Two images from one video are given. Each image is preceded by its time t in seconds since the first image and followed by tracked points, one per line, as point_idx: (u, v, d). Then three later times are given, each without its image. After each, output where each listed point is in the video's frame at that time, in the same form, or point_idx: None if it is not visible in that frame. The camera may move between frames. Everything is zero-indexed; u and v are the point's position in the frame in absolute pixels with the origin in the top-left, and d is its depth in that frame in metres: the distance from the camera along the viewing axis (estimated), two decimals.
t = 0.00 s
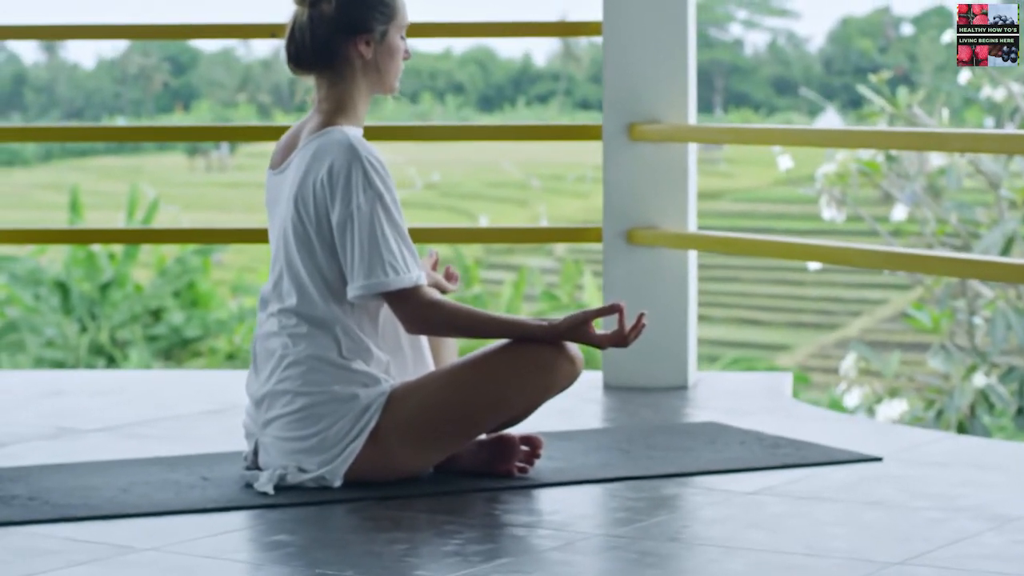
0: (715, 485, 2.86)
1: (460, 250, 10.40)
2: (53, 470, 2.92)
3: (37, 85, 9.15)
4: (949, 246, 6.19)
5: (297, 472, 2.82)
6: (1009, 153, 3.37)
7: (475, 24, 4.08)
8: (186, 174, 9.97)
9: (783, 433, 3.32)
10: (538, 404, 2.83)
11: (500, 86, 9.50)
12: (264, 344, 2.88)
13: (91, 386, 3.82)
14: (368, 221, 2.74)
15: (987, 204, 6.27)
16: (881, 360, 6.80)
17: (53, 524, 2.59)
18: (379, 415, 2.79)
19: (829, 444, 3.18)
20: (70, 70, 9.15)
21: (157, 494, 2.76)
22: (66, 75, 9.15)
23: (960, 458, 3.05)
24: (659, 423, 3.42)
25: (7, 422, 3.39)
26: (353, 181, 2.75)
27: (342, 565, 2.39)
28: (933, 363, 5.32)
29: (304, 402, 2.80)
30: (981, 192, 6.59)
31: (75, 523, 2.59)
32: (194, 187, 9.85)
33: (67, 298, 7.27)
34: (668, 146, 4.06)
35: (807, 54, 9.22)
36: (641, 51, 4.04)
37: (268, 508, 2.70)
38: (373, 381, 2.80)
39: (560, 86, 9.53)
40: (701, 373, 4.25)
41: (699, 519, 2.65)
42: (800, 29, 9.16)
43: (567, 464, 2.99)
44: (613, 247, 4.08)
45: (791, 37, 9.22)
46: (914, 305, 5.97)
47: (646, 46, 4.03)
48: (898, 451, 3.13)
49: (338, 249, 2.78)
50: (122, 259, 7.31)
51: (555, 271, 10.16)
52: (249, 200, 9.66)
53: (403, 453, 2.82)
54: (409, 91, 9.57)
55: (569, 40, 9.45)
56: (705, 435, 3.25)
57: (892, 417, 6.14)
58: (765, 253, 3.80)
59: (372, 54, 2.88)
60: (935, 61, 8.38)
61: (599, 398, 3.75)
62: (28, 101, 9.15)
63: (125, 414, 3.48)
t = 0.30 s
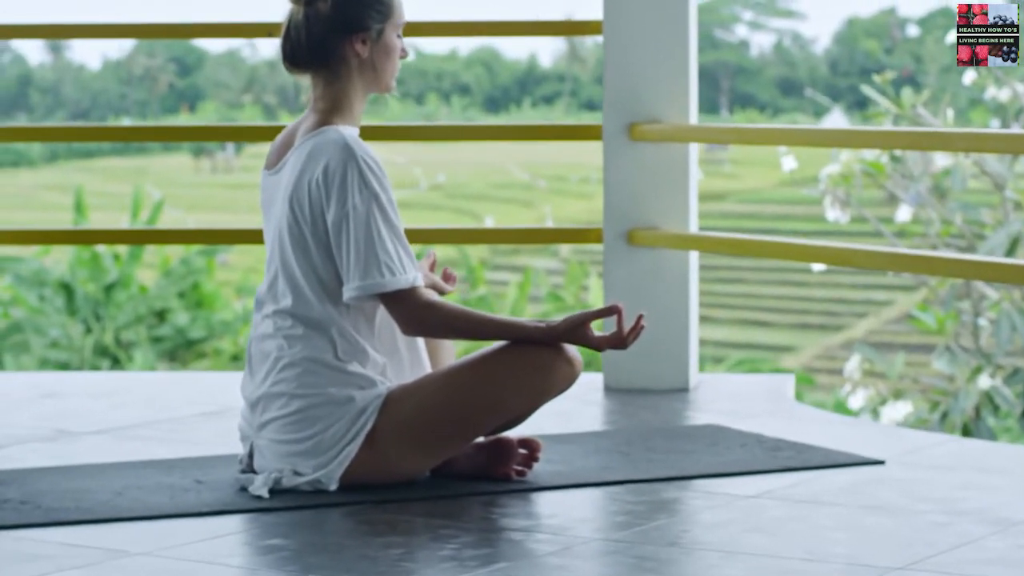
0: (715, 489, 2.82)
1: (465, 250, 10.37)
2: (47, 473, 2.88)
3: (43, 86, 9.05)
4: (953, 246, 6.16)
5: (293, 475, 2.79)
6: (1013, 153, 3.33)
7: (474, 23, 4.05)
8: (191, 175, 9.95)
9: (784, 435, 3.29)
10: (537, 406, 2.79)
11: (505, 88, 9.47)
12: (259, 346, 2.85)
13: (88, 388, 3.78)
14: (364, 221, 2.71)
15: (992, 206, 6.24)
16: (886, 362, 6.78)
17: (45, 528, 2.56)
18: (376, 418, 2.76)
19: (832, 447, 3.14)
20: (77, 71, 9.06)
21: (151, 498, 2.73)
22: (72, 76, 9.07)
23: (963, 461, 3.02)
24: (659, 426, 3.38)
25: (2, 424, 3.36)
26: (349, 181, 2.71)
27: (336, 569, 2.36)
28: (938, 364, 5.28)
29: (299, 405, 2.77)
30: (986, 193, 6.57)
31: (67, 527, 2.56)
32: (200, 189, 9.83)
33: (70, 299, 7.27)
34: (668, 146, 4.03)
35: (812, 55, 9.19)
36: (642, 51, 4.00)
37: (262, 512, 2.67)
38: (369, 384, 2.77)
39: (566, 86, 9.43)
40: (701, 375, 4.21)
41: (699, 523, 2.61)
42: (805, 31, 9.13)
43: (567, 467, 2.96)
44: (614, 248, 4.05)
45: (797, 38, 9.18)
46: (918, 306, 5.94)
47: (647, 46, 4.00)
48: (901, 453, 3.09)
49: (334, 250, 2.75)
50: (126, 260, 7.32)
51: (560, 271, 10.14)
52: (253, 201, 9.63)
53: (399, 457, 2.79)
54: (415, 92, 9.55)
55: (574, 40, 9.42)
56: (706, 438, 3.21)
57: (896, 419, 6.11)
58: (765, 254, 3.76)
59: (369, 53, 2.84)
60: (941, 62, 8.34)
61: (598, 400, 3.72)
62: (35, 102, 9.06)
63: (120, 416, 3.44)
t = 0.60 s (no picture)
0: (722, 492, 2.79)
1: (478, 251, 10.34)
2: (46, 475, 2.85)
3: (58, 88, 9.20)
4: (964, 247, 6.14)
5: (295, 477, 2.76)
6: None
7: (479, 20, 4.02)
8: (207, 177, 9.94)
9: (792, 436, 3.25)
10: (542, 407, 2.76)
11: (519, 88, 9.47)
12: (262, 346, 2.82)
13: (91, 389, 3.75)
14: (366, 220, 2.67)
15: (1004, 207, 6.22)
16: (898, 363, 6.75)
17: (42, 530, 2.53)
18: (378, 419, 2.72)
19: (841, 448, 3.10)
20: (90, 72, 9.22)
21: (151, 499, 2.70)
22: (86, 79, 9.22)
23: (974, 463, 2.98)
24: (667, 428, 3.34)
25: (2, 425, 3.33)
26: (351, 179, 2.68)
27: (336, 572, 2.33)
28: (952, 367, 5.24)
29: (301, 406, 2.73)
30: (997, 193, 6.56)
31: (65, 530, 2.53)
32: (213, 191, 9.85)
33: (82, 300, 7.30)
34: (677, 144, 4.00)
35: (826, 56, 9.18)
36: (652, 48, 3.97)
37: (263, 514, 2.64)
38: (372, 385, 2.74)
39: (579, 88, 9.43)
40: (711, 376, 4.18)
41: (705, 525, 2.58)
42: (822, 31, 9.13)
43: (572, 469, 2.92)
44: (621, 248, 4.01)
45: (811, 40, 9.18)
46: (929, 306, 5.91)
47: (656, 43, 3.97)
48: (911, 454, 3.05)
49: (336, 250, 2.72)
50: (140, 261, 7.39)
51: (573, 273, 10.12)
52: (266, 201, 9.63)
53: (402, 458, 2.75)
54: (429, 93, 9.59)
55: (587, 41, 9.42)
56: (713, 439, 3.18)
57: (908, 420, 6.09)
58: (774, 253, 3.72)
59: (373, 49, 2.81)
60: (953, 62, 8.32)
61: (606, 401, 3.68)
62: (48, 102, 9.25)
63: (123, 417, 3.41)
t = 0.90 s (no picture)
0: (728, 492, 2.76)
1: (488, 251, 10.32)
2: (44, 475, 2.83)
3: (69, 89, 9.21)
4: (976, 247, 6.11)
5: (296, 478, 2.73)
6: None
7: (482, 18, 3.99)
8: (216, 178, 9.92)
9: (800, 437, 3.22)
10: (547, 407, 2.73)
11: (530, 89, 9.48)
12: (263, 346, 2.79)
13: (93, 389, 3.73)
14: (368, 218, 2.64)
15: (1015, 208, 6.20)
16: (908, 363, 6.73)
17: (41, 532, 2.50)
18: (380, 419, 2.69)
19: (848, 449, 3.07)
20: (100, 73, 9.19)
21: (150, 501, 2.67)
22: (96, 79, 9.19)
23: (983, 465, 2.95)
24: (673, 428, 3.31)
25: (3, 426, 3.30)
26: (353, 176, 2.65)
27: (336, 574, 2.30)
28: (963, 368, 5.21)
29: (302, 406, 2.70)
30: (1007, 193, 6.57)
31: (63, 531, 2.50)
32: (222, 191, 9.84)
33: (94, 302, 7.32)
34: (684, 143, 3.97)
35: (837, 57, 9.19)
36: (659, 45, 3.94)
37: (264, 516, 2.61)
38: (374, 385, 2.71)
39: (590, 90, 9.42)
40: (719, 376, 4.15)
41: (711, 527, 2.55)
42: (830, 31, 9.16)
43: (577, 470, 2.89)
44: (628, 247, 3.98)
45: (822, 40, 9.19)
46: (940, 307, 5.88)
47: (664, 40, 3.94)
48: (919, 455, 3.02)
49: (338, 248, 2.69)
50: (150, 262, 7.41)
51: (583, 274, 10.10)
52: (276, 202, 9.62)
53: (404, 459, 2.72)
54: (440, 94, 9.61)
55: (598, 42, 9.43)
56: (720, 439, 3.15)
57: (919, 421, 6.07)
58: (782, 252, 3.69)
59: (374, 46, 2.78)
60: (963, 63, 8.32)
61: (611, 402, 3.65)
62: (59, 103, 9.26)
63: (125, 418, 3.38)
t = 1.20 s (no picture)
0: (736, 495, 2.72)
1: (503, 252, 10.30)
2: (45, 476, 2.80)
3: (84, 90, 9.36)
4: (992, 248, 6.08)
5: (299, 480, 2.70)
6: None
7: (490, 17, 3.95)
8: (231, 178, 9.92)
9: (808, 437, 3.19)
10: (552, 407, 2.70)
11: (546, 90, 9.56)
12: (266, 345, 2.76)
13: (97, 389, 3.70)
14: (373, 218, 2.61)
15: None
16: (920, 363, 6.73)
17: (40, 534, 2.47)
18: (385, 420, 2.66)
19: (858, 451, 3.04)
20: (116, 73, 9.34)
21: (152, 502, 2.63)
22: (112, 80, 9.35)
23: (995, 466, 2.92)
24: (682, 429, 3.28)
25: (6, 426, 3.27)
26: (358, 176, 2.63)
27: None
28: (977, 371, 5.19)
29: (306, 407, 2.67)
30: (1021, 191, 6.61)
31: (62, 534, 2.47)
32: (237, 192, 9.86)
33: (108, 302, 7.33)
34: (694, 142, 3.93)
35: (851, 58, 9.40)
36: (667, 44, 3.91)
37: (267, 518, 2.58)
38: (379, 385, 2.68)
39: (605, 90, 9.53)
40: (731, 376, 4.12)
41: (719, 530, 2.52)
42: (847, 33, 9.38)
43: (583, 471, 2.86)
44: (637, 246, 3.95)
45: (837, 41, 9.43)
46: (955, 307, 5.87)
47: (673, 39, 3.91)
48: (931, 457, 2.99)
49: (342, 248, 2.66)
50: (164, 262, 7.46)
51: (598, 275, 10.08)
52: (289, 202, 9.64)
53: (409, 460, 2.69)
54: (455, 95, 9.72)
55: (614, 42, 9.51)
56: (730, 440, 3.12)
57: (931, 422, 6.05)
58: (793, 251, 3.64)
59: (380, 42, 2.74)
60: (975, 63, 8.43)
61: (620, 402, 3.62)
62: (74, 104, 9.36)
63: (129, 417, 3.35)
